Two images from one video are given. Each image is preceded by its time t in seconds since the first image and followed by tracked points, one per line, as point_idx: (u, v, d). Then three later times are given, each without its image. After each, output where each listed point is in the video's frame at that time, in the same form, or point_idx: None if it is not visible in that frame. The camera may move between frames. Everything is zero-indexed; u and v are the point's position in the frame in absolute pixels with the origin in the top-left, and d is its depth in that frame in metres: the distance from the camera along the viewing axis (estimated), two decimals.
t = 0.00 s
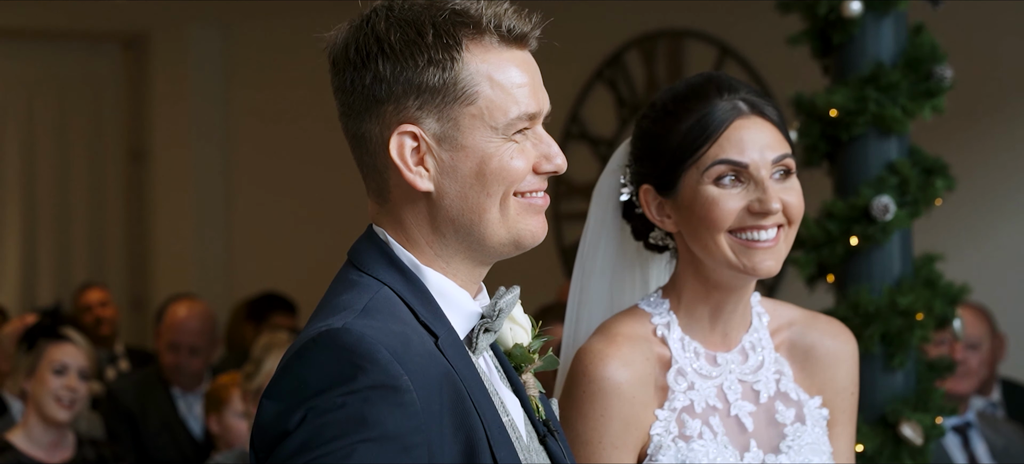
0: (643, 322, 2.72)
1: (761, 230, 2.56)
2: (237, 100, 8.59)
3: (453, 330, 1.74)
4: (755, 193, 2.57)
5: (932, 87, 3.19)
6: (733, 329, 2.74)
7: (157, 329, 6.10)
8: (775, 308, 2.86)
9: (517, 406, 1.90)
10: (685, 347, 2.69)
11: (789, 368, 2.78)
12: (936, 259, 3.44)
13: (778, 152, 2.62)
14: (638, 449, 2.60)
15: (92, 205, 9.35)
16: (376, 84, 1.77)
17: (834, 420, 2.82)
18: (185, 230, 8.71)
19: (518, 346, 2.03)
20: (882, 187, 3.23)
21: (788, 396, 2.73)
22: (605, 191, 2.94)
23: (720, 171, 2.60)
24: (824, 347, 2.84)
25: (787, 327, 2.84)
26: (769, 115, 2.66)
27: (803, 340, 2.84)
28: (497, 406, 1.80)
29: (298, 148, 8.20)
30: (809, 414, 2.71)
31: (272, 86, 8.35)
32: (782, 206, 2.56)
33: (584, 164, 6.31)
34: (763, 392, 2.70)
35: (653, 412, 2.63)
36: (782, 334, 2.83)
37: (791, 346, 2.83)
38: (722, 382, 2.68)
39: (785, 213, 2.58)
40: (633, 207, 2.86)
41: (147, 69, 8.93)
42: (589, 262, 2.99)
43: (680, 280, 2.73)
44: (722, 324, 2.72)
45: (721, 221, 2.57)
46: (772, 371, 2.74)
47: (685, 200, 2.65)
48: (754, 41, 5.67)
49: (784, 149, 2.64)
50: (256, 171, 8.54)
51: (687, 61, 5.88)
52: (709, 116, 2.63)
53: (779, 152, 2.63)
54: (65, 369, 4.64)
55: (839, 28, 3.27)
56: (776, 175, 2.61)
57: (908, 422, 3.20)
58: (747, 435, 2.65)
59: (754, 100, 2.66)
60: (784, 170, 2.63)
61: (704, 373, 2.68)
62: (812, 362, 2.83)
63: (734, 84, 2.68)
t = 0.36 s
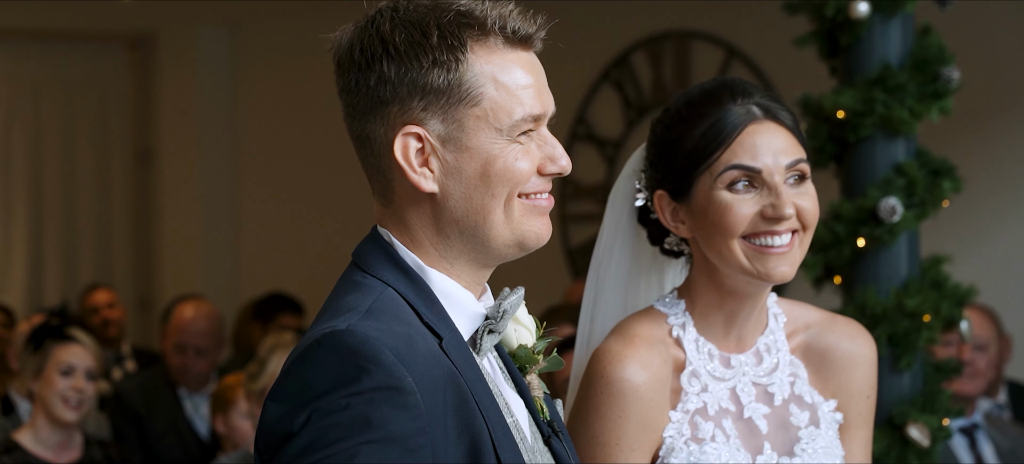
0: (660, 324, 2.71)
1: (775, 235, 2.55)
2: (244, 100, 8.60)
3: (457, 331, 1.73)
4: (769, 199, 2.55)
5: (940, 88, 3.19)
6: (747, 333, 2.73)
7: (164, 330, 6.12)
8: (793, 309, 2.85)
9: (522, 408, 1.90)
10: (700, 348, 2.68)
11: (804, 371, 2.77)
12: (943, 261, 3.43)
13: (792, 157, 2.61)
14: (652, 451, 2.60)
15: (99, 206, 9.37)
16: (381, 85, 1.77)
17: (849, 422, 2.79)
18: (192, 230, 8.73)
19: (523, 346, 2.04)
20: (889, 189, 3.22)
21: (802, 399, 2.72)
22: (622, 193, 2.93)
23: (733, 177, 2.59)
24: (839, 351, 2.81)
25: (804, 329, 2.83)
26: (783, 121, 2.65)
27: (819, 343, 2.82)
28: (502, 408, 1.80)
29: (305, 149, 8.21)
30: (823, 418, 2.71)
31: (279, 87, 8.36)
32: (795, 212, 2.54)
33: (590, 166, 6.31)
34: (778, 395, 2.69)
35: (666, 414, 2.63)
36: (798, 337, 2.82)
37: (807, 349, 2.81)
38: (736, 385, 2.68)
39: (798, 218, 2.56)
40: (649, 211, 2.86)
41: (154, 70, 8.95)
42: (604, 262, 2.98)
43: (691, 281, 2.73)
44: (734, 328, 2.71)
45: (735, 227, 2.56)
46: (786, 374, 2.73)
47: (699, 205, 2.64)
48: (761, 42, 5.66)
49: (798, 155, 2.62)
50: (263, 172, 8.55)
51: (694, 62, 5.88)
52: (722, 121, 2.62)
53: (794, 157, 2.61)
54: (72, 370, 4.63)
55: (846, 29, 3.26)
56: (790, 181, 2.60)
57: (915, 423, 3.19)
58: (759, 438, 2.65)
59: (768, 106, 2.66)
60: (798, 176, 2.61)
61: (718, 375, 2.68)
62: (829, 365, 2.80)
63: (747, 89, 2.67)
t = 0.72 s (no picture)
0: (667, 319, 2.71)
1: (780, 237, 2.52)
2: (250, 97, 8.60)
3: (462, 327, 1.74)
4: (775, 201, 2.53)
5: (946, 84, 3.18)
6: (758, 329, 2.72)
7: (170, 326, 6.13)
8: (809, 305, 2.82)
9: (527, 405, 1.90)
10: (709, 344, 2.68)
11: (819, 368, 2.74)
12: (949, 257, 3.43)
13: (802, 157, 2.56)
14: (654, 445, 2.61)
15: (105, 203, 9.39)
16: (385, 80, 1.77)
17: (865, 420, 2.76)
18: (198, 226, 8.73)
19: (527, 343, 2.03)
20: (896, 184, 3.21)
21: (816, 396, 2.70)
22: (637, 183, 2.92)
23: (740, 177, 2.56)
24: (854, 348, 2.77)
25: (819, 325, 2.80)
26: (798, 119, 2.61)
27: (835, 340, 2.78)
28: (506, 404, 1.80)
29: (311, 145, 8.22)
30: (837, 415, 2.68)
31: (285, 83, 8.37)
32: (801, 214, 2.52)
33: (596, 162, 6.31)
34: (790, 391, 2.68)
35: (671, 409, 2.63)
36: (814, 333, 2.78)
37: (822, 346, 2.78)
38: (746, 380, 2.67)
39: (804, 220, 2.53)
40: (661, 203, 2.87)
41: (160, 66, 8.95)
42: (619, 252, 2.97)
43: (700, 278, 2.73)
44: (744, 325, 2.70)
45: (741, 228, 2.54)
46: (800, 370, 2.71)
47: (707, 203, 2.63)
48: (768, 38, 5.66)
49: (811, 156, 2.58)
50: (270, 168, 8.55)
51: (700, 59, 5.87)
52: (733, 120, 2.59)
53: (804, 158, 2.56)
54: (72, 369, 4.61)
55: (853, 25, 3.26)
56: (800, 181, 2.56)
57: (922, 419, 3.18)
58: (769, 434, 2.64)
59: (782, 104, 2.62)
60: (810, 178, 2.57)
61: (728, 371, 2.67)
62: (845, 360, 2.77)
63: (762, 86, 2.64)
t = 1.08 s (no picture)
0: (680, 316, 2.69)
1: (735, 228, 2.51)
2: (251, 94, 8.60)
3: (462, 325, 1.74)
4: (728, 192, 2.53)
5: (948, 81, 3.19)
6: (778, 328, 2.66)
7: (172, 323, 6.14)
8: (841, 310, 2.75)
9: (524, 400, 1.90)
10: (723, 342, 2.64)
11: (846, 373, 2.67)
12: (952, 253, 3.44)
13: (760, 149, 2.53)
14: (652, 440, 2.59)
15: (108, 201, 9.40)
16: (459, 69, 1.69)
17: (894, 430, 2.67)
18: (200, 224, 8.74)
19: (521, 338, 2.04)
20: (898, 181, 3.22)
21: (837, 400, 2.63)
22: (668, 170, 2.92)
23: (703, 168, 2.58)
24: (884, 356, 2.69)
25: (851, 331, 2.72)
26: (793, 123, 2.55)
27: (864, 347, 2.71)
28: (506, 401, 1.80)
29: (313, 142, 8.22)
30: (858, 421, 2.61)
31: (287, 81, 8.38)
32: (757, 204, 2.50)
33: (599, 159, 6.31)
34: (810, 394, 2.62)
35: (674, 406, 2.61)
36: (844, 338, 2.71)
37: (852, 352, 2.71)
38: (763, 380, 2.62)
39: (763, 209, 2.51)
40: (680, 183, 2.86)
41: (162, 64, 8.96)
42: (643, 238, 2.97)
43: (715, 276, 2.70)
44: (761, 323, 2.65)
45: (702, 218, 2.56)
46: (823, 373, 2.65)
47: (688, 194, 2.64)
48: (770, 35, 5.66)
49: (779, 143, 2.53)
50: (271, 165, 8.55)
51: (702, 56, 5.87)
52: (705, 113, 2.59)
53: (761, 149, 2.53)
54: (67, 366, 4.62)
55: (855, 21, 3.27)
56: (759, 173, 2.53)
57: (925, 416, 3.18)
58: (782, 436, 2.59)
59: (779, 107, 2.55)
60: (780, 167, 2.53)
61: (742, 369, 2.63)
62: (876, 368, 2.69)
63: (769, 87, 2.57)
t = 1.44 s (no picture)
0: (676, 316, 2.64)
1: (698, 204, 2.42)
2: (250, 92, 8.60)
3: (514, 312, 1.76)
4: (698, 168, 2.45)
5: (948, 78, 3.19)
6: (772, 326, 2.56)
7: (172, 320, 6.15)
8: (856, 307, 2.58)
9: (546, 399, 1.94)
10: (715, 341, 2.57)
11: (850, 372, 2.50)
12: (951, 250, 3.45)
13: (736, 130, 2.46)
14: (635, 443, 2.56)
15: (108, 198, 9.41)
16: (529, 67, 1.72)
17: (911, 431, 2.46)
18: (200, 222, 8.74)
19: (538, 342, 2.03)
20: (898, 178, 3.21)
21: (833, 402, 2.48)
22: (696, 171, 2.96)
23: (687, 148, 2.53)
24: (894, 352, 2.48)
25: (862, 327, 2.55)
26: (784, 116, 2.47)
27: (875, 343, 2.51)
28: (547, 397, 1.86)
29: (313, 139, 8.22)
30: (853, 424, 2.44)
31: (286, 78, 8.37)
32: (719, 182, 2.40)
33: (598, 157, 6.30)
34: (802, 394, 2.49)
35: (657, 408, 2.56)
36: (853, 336, 2.54)
37: (863, 349, 2.53)
38: (752, 381, 2.52)
39: (726, 190, 2.40)
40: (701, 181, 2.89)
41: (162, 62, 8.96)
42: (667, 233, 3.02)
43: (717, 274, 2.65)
44: (754, 321, 2.56)
45: (676, 196, 2.49)
46: (820, 373, 2.50)
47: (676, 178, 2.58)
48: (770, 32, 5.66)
49: (757, 127, 2.46)
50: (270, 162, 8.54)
51: (701, 53, 5.85)
52: (702, 97, 2.58)
53: (738, 131, 2.46)
54: (66, 364, 4.61)
55: (855, 18, 3.26)
56: (734, 154, 2.45)
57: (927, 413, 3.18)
58: (769, 438, 2.47)
59: (776, 100, 2.48)
60: (754, 150, 2.44)
61: (731, 369, 2.54)
62: (885, 366, 2.49)
63: (772, 81, 2.51)
